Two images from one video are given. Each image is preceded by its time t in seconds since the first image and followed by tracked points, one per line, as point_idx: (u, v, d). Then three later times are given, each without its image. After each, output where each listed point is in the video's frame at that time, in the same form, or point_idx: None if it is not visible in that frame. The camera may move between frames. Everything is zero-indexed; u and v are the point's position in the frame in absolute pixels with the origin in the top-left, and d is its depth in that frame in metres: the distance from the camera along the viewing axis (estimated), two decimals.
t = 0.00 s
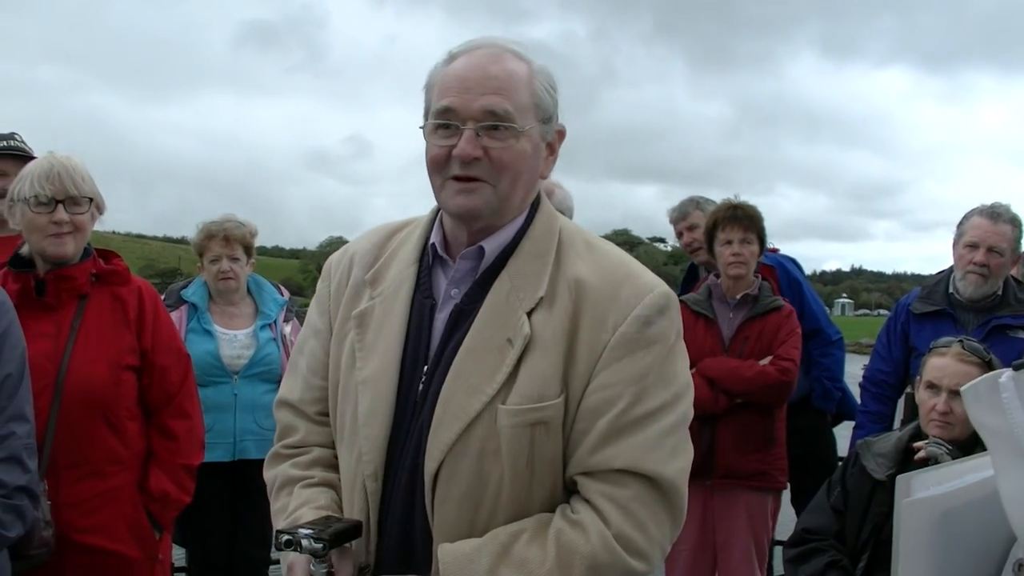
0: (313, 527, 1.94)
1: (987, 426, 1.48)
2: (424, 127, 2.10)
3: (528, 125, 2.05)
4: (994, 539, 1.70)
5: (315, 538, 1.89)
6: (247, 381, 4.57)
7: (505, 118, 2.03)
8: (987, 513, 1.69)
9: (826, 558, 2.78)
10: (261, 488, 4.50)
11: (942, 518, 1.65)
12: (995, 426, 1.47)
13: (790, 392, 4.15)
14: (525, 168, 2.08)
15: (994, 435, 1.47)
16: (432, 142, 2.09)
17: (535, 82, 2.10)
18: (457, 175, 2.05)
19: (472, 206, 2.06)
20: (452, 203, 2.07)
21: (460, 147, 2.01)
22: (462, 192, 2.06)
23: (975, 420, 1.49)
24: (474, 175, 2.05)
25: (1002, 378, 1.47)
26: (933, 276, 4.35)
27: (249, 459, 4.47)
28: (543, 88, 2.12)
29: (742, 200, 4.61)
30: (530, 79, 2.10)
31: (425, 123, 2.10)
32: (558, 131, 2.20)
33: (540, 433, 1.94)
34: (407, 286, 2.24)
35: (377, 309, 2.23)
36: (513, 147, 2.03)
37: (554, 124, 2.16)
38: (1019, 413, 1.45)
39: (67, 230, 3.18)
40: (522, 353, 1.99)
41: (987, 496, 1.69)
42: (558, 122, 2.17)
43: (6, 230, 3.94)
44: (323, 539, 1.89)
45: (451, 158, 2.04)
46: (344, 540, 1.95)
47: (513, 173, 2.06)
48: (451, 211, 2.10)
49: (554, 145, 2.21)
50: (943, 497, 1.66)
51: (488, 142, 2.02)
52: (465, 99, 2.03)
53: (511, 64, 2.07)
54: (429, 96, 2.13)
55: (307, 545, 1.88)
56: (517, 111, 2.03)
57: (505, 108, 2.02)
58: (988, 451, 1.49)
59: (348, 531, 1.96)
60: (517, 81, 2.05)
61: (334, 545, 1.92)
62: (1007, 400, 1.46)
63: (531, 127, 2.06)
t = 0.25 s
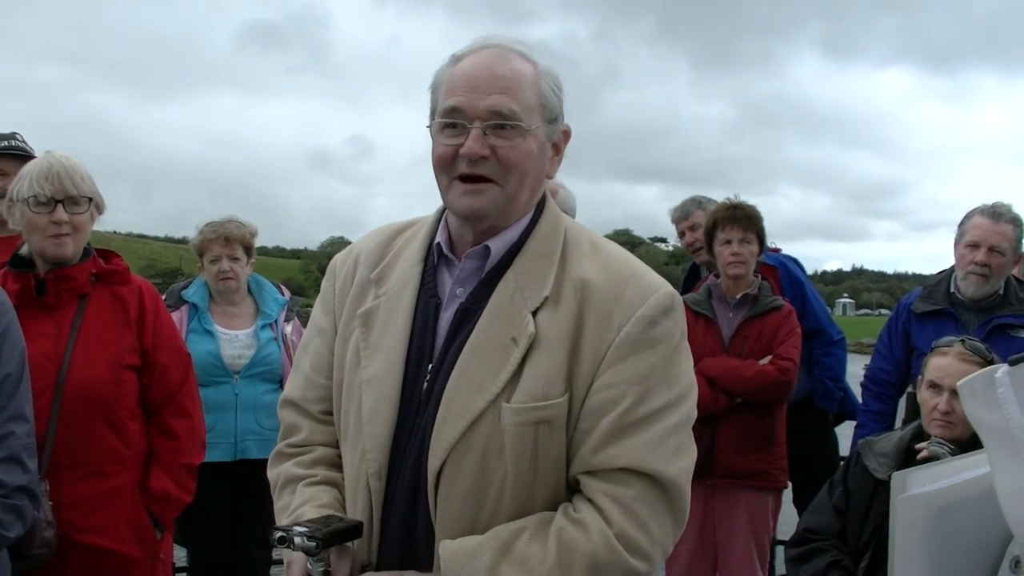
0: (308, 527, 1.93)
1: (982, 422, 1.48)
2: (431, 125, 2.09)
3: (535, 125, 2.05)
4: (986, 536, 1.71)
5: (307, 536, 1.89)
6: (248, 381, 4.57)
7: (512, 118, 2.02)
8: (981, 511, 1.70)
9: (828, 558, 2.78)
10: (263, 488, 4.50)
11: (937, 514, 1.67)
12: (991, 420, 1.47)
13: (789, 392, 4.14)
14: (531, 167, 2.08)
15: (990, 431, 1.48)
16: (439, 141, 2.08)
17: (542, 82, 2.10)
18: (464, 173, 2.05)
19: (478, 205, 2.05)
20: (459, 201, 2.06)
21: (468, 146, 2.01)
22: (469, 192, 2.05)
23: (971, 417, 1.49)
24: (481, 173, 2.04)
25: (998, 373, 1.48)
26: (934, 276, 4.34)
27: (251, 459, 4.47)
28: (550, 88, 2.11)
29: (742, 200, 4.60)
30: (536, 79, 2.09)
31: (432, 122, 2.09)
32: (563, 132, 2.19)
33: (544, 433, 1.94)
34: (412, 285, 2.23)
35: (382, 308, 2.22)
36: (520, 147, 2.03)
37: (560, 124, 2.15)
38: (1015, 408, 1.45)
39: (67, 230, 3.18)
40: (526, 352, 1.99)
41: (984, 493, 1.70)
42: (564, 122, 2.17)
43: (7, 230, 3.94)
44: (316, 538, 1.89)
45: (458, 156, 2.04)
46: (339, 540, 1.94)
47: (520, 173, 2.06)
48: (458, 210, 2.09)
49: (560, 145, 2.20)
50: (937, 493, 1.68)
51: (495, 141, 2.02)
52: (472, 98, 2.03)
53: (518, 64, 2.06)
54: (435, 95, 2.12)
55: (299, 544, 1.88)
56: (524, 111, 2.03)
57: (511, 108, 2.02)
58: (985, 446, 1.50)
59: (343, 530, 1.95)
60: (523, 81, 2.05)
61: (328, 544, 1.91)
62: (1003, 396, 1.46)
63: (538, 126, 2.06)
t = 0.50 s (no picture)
0: (319, 517, 1.94)
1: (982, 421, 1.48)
2: (437, 124, 2.09)
3: (541, 123, 2.05)
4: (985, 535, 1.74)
5: (320, 525, 1.89)
6: (249, 381, 4.57)
7: (518, 116, 2.02)
8: (981, 508, 1.74)
9: (831, 556, 2.78)
10: (264, 488, 4.49)
11: (939, 508, 1.73)
12: (992, 420, 1.47)
13: (790, 390, 4.13)
14: (537, 165, 2.07)
15: (991, 430, 1.47)
16: (445, 139, 2.08)
17: (547, 80, 2.09)
18: (471, 171, 2.04)
19: (483, 203, 2.05)
20: (465, 198, 2.06)
21: (474, 143, 2.01)
22: (476, 189, 2.05)
23: (973, 416, 1.49)
24: (488, 171, 2.04)
25: (999, 373, 1.47)
26: (936, 274, 4.33)
27: (253, 460, 4.47)
28: (555, 87, 2.11)
29: (742, 199, 4.60)
30: (542, 77, 2.09)
31: (439, 120, 2.09)
32: (568, 131, 2.19)
33: (548, 427, 1.93)
34: (417, 282, 2.23)
35: (387, 306, 2.21)
36: (526, 145, 2.03)
37: (565, 123, 2.15)
38: (1016, 407, 1.44)
39: (66, 232, 3.18)
40: (530, 347, 1.98)
41: (982, 487, 1.75)
42: (569, 121, 2.16)
43: (8, 231, 3.94)
44: (328, 527, 1.89)
45: (465, 154, 2.04)
46: (350, 532, 1.94)
47: (526, 170, 2.06)
48: (464, 208, 2.09)
49: (565, 144, 2.20)
50: (939, 486, 1.74)
51: (502, 138, 2.02)
52: (478, 96, 2.02)
53: (524, 63, 2.06)
54: (441, 94, 2.12)
55: (312, 534, 1.88)
56: (530, 109, 2.03)
57: (518, 107, 2.01)
58: (987, 444, 1.50)
59: (355, 522, 1.95)
60: (530, 79, 2.05)
61: (339, 536, 1.91)
62: (1004, 396, 1.45)
63: (544, 125, 2.06)
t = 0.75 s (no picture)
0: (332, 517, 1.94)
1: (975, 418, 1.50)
2: (441, 123, 2.09)
3: (544, 122, 2.05)
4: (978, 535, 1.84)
5: (334, 525, 1.89)
6: (250, 382, 4.56)
7: (522, 116, 2.02)
8: (977, 506, 1.84)
9: (833, 556, 2.77)
10: (265, 488, 4.49)
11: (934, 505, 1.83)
12: (987, 417, 1.49)
13: (792, 390, 4.13)
14: (540, 164, 2.07)
15: (986, 427, 1.49)
16: (449, 138, 2.08)
17: (550, 80, 2.09)
18: (475, 169, 2.04)
19: (486, 202, 2.05)
20: (469, 197, 2.06)
21: (478, 142, 2.01)
22: (479, 190, 2.05)
23: (966, 414, 1.51)
24: (492, 169, 2.04)
25: (992, 372, 1.48)
26: (939, 273, 4.33)
27: (254, 460, 4.47)
28: (557, 87, 2.10)
29: (742, 199, 4.59)
30: (545, 77, 2.09)
31: (443, 119, 2.09)
32: (571, 130, 2.19)
33: (553, 424, 1.93)
34: (421, 280, 2.23)
35: (390, 304, 2.21)
36: (529, 144, 2.02)
37: (568, 122, 2.15)
38: (1009, 406, 1.46)
39: (67, 232, 3.17)
40: (535, 344, 1.98)
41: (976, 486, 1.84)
42: (572, 121, 2.16)
43: (9, 232, 3.94)
44: (343, 527, 1.89)
45: (468, 153, 2.03)
46: (359, 531, 1.94)
47: (530, 169, 2.05)
48: (468, 207, 2.09)
49: (567, 144, 2.19)
50: (934, 486, 1.83)
51: (506, 138, 2.01)
52: (482, 96, 2.02)
53: (527, 63, 2.06)
54: (445, 93, 2.12)
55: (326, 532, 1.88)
56: (534, 109, 2.03)
57: (521, 106, 2.01)
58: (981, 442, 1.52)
59: (366, 522, 1.95)
60: (533, 78, 2.04)
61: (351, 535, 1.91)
62: (997, 394, 1.47)
63: (547, 124, 2.05)
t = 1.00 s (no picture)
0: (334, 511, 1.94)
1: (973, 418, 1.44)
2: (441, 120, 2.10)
3: (543, 122, 2.05)
4: (965, 528, 1.68)
5: (336, 519, 1.89)
6: (252, 382, 4.57)
7: (521, 114, 2.02)
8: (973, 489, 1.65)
9: (835, 555, 2.76)
10: (267, 488, 4.49)
11: (926, 488, 1.63)
12: (986, 417, 1.43)
13: (794, 390, 4.13)
14: (539, 164, 2.07)
15: (986, 428, 1.43)
16: (449, 136, 2.09)
17: (550, 80, 2.10)
18: (474, 167, 2.05)
19: (484, 200, 2.05)
20: (467, 195, 2.07)
21: (477, 139, 2.01)
22: (477, 188, 2.06)
23: (966, 415, 1.45)
24: (491, 167, 2.04)
25: (991, 372, 1.43)
26: (940, 273, 4.33)
27: (256, 460, 4.47)
28: (557, 87, 2.11)
29: (743, 199, 4.60)
30: (544, 77, 2.09)
31: (443, 117, 2.10)
32: (570, 130, 2.19)
33: (555, 422, 1.94)
34: (420, 279, 2.23)
35: (389, 303, 2.21)
36: (528, 142, 2.03)
37: (567, 123, 2.15)
38: (1009, 406, 1.40)
39: (70, 232, 3.18)
40: (536, 342, 1.99)
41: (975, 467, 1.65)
42: (571, 121, 2.17)
43: (12, 232, 3.94)
44: (344, 520, 1.89)
45: (468, 151, 2.04)
46: (363, 526, 1.94)
47: (528, 168, 2.06)
48: (466, 206, 2.09)
49: (567, 145, 2.20)
50: (927, 464, 1.63)
51: (505, 135, 2.02)
52: (481, 94, 2.03)
53: (527, 62, 2.06)
54: (445, 92, 2.13)
55: (328, 527, 1.88)
56: (533, 108, 2.03)
57: (519, 105, 2.02)
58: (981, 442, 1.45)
59: (368, 516, 1.95)
60: (532, 77, 2.05)
61: (353, 528, 1.92)
62: (997, 394, 1.41)
63: (546, 123, 2.06)
